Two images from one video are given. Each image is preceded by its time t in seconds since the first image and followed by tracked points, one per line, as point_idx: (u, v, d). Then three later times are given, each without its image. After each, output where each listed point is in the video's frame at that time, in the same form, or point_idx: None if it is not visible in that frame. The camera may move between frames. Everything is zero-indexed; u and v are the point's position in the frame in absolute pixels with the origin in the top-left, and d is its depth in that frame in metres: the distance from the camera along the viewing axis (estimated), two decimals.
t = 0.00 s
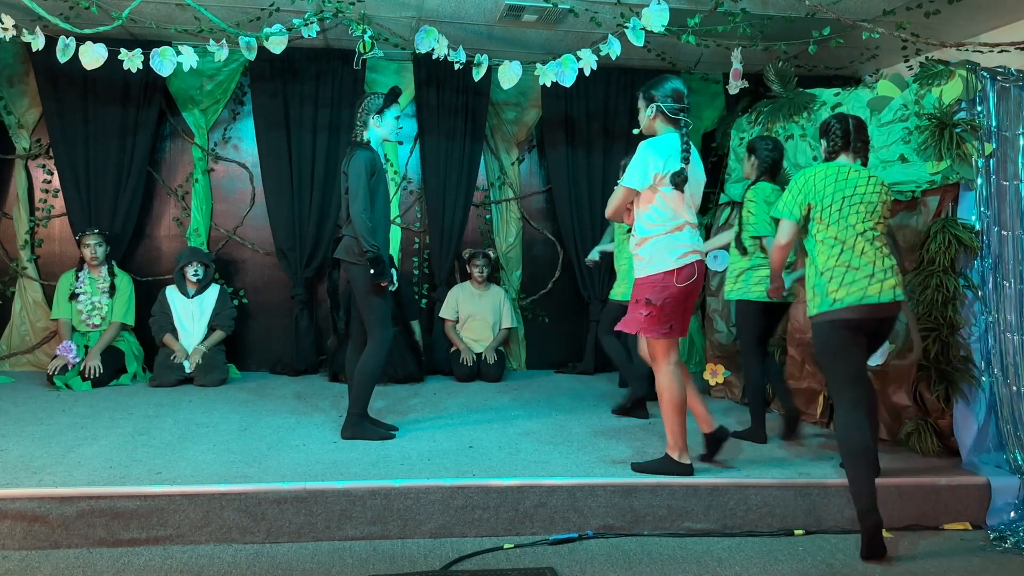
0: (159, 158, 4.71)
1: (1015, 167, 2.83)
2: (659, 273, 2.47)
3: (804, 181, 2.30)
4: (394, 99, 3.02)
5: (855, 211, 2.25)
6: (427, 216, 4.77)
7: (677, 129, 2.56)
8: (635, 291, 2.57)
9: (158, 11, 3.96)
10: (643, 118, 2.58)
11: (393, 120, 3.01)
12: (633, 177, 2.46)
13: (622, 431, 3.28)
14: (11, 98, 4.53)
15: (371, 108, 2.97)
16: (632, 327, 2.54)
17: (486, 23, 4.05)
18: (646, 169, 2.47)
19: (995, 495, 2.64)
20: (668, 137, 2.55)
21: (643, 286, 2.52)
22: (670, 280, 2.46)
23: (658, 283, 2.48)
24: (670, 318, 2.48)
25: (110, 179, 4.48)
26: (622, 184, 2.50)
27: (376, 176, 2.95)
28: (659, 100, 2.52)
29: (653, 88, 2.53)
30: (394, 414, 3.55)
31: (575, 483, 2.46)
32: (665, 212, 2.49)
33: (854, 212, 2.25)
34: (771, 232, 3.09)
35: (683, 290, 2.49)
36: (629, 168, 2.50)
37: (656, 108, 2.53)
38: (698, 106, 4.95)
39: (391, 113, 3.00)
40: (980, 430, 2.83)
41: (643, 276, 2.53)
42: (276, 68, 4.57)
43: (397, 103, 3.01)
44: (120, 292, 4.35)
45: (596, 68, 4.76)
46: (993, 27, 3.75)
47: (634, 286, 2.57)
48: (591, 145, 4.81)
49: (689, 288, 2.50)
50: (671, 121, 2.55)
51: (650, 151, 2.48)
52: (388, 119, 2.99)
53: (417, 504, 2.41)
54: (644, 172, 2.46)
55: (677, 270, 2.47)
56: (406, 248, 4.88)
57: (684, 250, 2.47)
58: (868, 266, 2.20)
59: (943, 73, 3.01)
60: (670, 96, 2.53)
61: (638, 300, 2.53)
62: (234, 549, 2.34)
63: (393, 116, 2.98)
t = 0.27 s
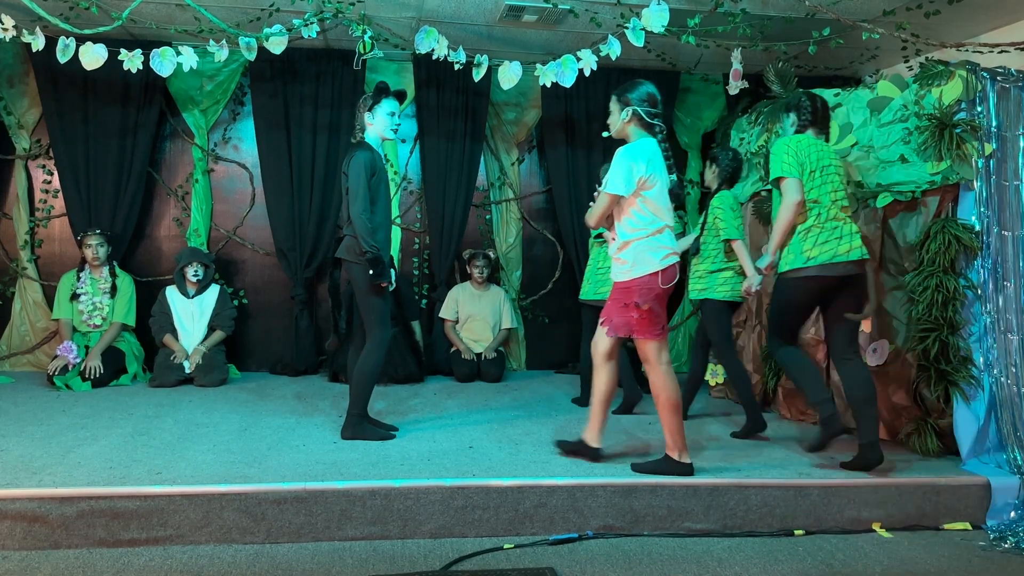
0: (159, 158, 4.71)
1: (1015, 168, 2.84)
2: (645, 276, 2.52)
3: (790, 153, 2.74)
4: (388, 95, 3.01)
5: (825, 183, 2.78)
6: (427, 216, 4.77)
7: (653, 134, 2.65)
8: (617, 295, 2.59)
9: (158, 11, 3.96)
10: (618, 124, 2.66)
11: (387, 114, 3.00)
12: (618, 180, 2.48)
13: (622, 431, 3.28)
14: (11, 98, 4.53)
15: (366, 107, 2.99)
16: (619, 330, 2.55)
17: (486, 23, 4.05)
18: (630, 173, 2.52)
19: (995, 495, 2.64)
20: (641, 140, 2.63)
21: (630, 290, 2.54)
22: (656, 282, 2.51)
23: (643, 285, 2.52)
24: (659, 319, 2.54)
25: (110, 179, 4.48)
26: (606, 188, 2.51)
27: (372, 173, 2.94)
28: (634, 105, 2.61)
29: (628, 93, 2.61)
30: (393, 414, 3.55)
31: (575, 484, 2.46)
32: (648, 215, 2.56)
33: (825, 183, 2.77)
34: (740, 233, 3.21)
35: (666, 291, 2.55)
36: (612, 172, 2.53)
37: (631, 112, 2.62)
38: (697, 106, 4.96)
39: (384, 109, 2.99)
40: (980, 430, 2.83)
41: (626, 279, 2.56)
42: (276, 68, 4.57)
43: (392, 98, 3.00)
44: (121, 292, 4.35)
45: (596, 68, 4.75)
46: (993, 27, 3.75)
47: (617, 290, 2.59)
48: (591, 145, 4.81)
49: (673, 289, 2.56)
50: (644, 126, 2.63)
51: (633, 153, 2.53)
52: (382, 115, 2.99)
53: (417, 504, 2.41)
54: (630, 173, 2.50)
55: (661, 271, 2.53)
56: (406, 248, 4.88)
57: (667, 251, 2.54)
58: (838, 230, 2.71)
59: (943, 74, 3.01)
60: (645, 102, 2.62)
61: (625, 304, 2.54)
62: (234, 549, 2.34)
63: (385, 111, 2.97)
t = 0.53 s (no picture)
0: (159, 158, 4.71)
1: (1015, 168, 2.86)
2: (601, 280, 2.53)
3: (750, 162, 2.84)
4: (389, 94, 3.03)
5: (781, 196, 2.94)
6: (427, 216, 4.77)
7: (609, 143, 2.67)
8: (572, 299, 2.58)
9: (158, 11, 3.96)
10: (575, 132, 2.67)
11: (388, 112, 3.00)
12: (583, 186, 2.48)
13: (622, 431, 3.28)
14: (11, 98, 4.53)
15: (366, 107, 3.00)
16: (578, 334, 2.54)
17: (486, 23, 4.05)
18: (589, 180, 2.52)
19: (995, 495, 2.64)
20: (599, 147, 2.65)
21: (585, 295, 2.54)
22: (611, 285, 2.54)
23: (600, 289, 2.53)
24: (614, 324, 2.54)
25: (110, 180, 4.48)
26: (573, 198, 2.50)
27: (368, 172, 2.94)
28: (594, 113, 2.63)
29: (590, 100, 2.63)
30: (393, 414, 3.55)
31: (575, 484, 2.46)
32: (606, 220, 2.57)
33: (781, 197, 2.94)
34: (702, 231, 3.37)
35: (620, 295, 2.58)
36: (577, 180, 2.52)
37: (590, 118, 2.64)
38: (697, 106, 4.96)
39: (384, 107, 2.99)
40: (980, 430, 2.83)
41: (582, 285, 2.55)
42: (276, 68, 4.57)
43: (392, 96, 3.01)
44: (122, 292, 4.35)
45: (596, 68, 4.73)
46: (993, 27, 3.75)
47: (571, 294, 2.58)
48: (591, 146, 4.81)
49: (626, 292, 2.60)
50: (603, 134, 2.66)
51: (595, 161, 2.54)
52: (383, 113, 2.99)
53: (417, 504, 2.41)
54: (594, 180, 2.51)
55: (616, 277, 2.56)
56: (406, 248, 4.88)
57: (621, 256, 2.57)
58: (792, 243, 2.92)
59: (942, 73, 2.98)
60: (602, 109, 2.65)
61: (584, 309, 2.54)
62: (234, 549, 2.34)
63: (386, 109, 2.97)
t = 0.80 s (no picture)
0: (159, 158, 4.72)
1: (1015, 168, 2.85)
2: (556, 276, 2.60)
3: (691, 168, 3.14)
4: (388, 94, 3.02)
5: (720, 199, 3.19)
6: (427, 216, 4.77)
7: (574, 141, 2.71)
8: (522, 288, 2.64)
9: (158, 11, 3.96)
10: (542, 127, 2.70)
11: (386, 112, 2.99)
12: (554, 185, 2.52)
13: (622, 431, 3.28)
14: (11, 98, 4.53)
15: (365, 107, 3.00)
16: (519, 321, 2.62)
17: (485, 24, 4.05)
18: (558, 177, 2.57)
19: (995, 495, 2.64)
20: (565, 144, 2.69)
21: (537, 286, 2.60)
22: (564, 281, 2.60)
23: (552, 283, 2.60)
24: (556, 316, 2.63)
25: (110, 180, 4.48)
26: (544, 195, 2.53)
27: (363, 173, 2.93)
28: (561, 111, 2.67)
29: (555, 99, 2.67)
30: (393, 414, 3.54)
31: (575, 484, 2.46)
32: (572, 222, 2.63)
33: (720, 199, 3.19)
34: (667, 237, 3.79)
35: (570, 291, 2.64)
36: (546, 178, 2.55)
37: (556, 116, 2.67)
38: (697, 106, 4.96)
39: (382, 107, 2.98)
40: (980, 431, 2.83)
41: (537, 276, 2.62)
42: (276, 68, 4.57)
43: (389, 96, 2.99)
44: (122, 292, 4.35)
45: (596, 68, 4.75)
46: (993, 27, 3.75)
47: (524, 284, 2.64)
48: (591, 146, 4.82)
49: (578, 290, 2.66)
50: (568, 132, 2.70)
51: (563, 160, 2.58)
52: (382, 113, 2.99)
53: (417, 504, 2.42)
54: (562, 179, 2.55)
55: (570, 274, 2.62)
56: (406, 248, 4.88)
57: (579, 256, 2.63)
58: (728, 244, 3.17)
59: (942, 73, 2.97)
60: (569, 107, 2.68)
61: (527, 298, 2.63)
62: (234, 549, 2.34)
63: (384, 110, 2.96)
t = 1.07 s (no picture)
0: (159, 158, 4.72)
1: (1015, 168, 2.85)
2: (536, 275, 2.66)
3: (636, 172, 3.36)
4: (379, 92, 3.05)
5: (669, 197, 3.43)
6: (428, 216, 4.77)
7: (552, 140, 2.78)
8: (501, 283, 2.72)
9: (158, 11, 3.96)
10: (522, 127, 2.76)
11: (376, 109, 3.01)
12: (535, 185, 2.61)
13: (622, 431, 3.29)
14: (11, 98, 4.53)
15: (353, 105, 3.02)
16: (496, 314, 2.70)
17: (485, 24, 4.05)
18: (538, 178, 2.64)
19: (995, 495, 2.64)
20: (544, 144, 2.76)
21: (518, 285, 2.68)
22: (544, 279, 2.66)
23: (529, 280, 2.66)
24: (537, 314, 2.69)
25: (110, 180, 4.48)
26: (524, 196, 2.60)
27: (352, 170, 2.94)
28: (540, 112, 2.74)
29: (534, 99, 2.74)
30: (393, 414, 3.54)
31: (574, 484, 2.46)
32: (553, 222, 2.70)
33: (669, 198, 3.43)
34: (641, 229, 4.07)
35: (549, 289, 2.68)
36: (528, 178, 2.63)
37: (535, 117, 2.74)
38: (697, 106, 4.96)
39: (372, 104, 3.01)
40: (980, 430, 2.84)
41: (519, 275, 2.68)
42: (276, 68, 4.57)
43: (380, 94, 3.02)
44: (123, 292, 4.35)
45: (596, 68, 4.74)
46: (993, 27, 3.75)
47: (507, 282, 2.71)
48: (591, 146, 4.82)
49: (558, 289, 2.70)
50: (547, 132, 2.77)
51: (544, 160, 2.66)
52: (371, 110, 3.01)
53: (417, 504, 2.41)
54: (543, 179, 2.63)
55: (551, 273, 2.68)
56: (406, 248, 4.88)
57: (558, 254, 2.69)
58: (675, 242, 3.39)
59: (942, 73, 2.97)
60: (548, 107, 2.75)
61: (504, 293, 2.70)
62: (234, 549, 2.34)
63: (374, 106, 2.98)
